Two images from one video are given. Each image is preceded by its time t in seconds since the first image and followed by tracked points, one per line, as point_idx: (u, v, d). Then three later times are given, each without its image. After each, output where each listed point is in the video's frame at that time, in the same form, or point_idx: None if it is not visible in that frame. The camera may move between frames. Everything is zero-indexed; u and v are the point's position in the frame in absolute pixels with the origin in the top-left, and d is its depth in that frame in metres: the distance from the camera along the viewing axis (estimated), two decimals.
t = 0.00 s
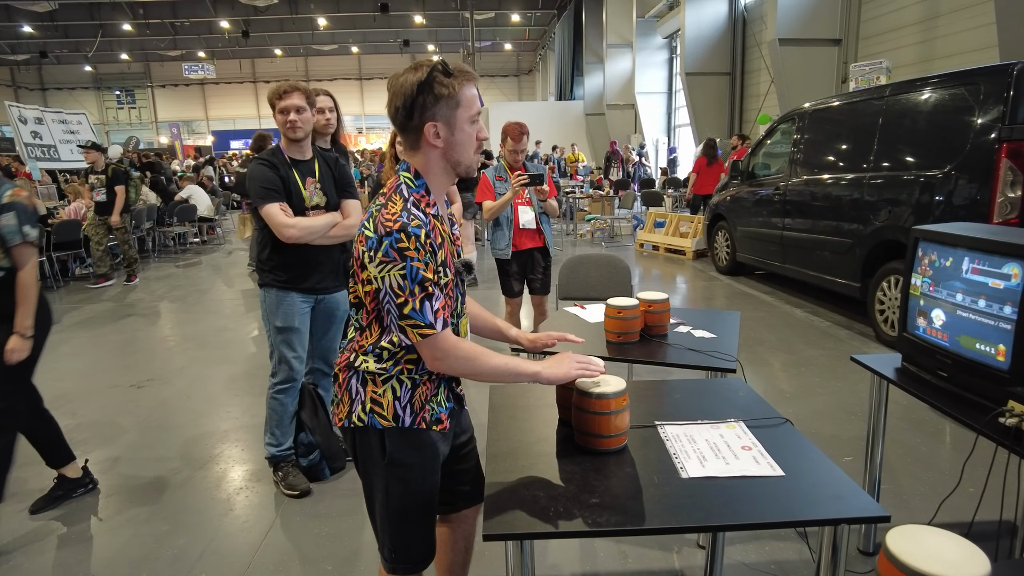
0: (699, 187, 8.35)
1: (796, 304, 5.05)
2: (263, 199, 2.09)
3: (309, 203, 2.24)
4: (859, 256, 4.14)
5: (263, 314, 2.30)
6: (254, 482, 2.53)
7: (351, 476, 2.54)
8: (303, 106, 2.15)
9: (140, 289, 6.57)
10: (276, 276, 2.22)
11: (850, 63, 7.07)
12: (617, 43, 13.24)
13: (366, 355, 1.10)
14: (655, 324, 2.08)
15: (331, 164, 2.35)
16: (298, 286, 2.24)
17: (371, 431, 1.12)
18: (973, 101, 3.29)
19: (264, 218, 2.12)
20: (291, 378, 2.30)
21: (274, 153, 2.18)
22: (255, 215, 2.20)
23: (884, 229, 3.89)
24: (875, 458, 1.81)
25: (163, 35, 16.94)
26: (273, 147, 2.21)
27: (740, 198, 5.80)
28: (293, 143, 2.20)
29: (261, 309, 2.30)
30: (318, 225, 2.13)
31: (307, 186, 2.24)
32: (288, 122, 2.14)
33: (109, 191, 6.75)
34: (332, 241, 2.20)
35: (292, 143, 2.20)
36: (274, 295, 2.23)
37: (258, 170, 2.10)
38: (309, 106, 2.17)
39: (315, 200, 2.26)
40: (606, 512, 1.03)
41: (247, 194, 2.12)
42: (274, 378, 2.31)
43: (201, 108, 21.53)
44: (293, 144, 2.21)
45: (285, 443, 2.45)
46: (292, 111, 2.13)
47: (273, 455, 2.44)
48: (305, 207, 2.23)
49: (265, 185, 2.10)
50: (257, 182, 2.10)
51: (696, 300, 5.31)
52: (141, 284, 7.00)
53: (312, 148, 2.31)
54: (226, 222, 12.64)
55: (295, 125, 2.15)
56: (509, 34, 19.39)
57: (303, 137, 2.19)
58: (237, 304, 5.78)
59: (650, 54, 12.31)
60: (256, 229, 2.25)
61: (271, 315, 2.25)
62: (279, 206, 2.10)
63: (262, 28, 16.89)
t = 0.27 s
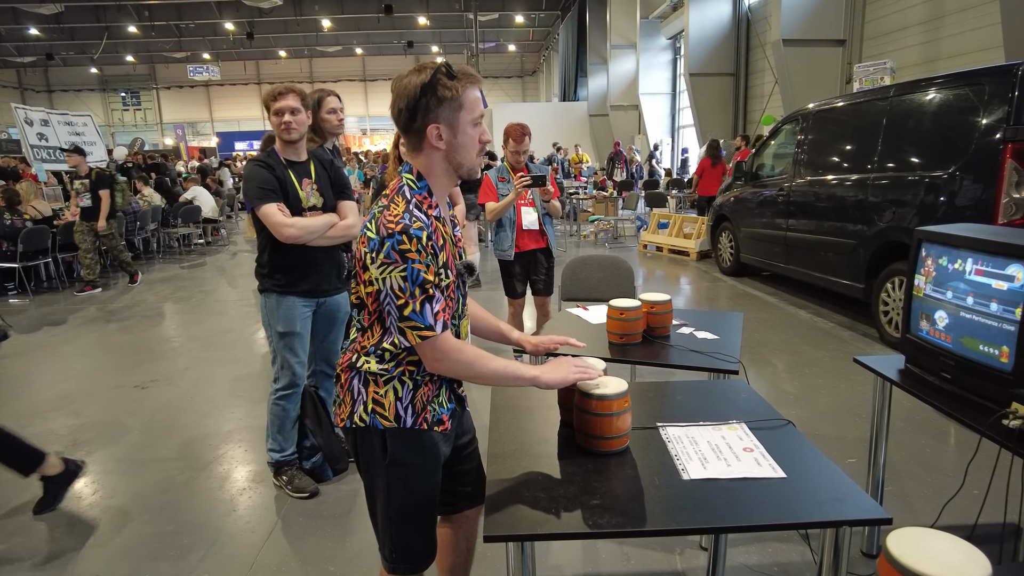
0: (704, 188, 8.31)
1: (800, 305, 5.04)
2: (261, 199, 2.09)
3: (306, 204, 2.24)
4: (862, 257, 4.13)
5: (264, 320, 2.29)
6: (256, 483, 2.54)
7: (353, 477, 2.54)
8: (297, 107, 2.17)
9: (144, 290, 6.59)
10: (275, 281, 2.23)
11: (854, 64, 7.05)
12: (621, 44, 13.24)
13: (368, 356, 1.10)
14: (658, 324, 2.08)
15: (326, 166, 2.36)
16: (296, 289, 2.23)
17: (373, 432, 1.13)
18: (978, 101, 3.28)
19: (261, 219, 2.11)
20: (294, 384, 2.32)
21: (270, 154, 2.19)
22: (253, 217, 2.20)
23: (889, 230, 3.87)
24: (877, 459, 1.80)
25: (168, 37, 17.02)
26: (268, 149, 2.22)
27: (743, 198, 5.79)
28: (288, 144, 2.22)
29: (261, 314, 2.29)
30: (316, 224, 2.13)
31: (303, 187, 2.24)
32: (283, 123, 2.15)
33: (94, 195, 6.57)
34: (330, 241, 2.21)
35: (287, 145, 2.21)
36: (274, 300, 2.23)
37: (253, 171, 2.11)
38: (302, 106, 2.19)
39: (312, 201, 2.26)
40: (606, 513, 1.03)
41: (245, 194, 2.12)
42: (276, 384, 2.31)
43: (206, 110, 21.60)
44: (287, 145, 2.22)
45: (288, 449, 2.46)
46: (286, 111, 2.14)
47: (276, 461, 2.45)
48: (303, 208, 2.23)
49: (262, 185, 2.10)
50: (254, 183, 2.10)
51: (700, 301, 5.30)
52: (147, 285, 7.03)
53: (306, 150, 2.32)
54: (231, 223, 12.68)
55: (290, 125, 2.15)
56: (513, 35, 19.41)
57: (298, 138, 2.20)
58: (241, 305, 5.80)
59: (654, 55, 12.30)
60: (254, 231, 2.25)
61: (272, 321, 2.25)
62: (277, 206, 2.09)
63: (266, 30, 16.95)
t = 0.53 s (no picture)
0: (708, 189, 8.28)
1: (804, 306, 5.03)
2: (256, 201, 2.08)
3: (299, 205, 2.25)
4: (867, 258, 4.12)
5: (259, 327, 2.27)
6: (260, 484, 2.54)
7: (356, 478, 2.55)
8: (285, 107, 2.19)
9: (149, 291, 6.62)
10: (272, 286, 2.21)
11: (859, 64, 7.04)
12: (625, 45, 13.24)
13: (371, 355, 1.11)
14: (661, 325, 2.07)
15: (314, 167, 2.37)
16: (292, 295, 2.23)
17: (376, 432, 1.13)
18: (983, 101, 3.27)
19: (257, 221, 2.10)
20: (287, 387, 2.32)
21: (260, 154, 2.18)
22: (246, 220, 2.18)
23: (893, 231, 3.86)
24: (881, 461, 1.80)
25: (172, 38, 17.08)
26: (256, 150, 2.22)
27: (747, 199, 5.78)
28: (276, 144, 2.22)
29: (256, 321, 2.27)
30: (312, 226, 2.14)
31: (295, 188, 2.25)
32: (271, 124, 2.16)
33: (79, 195, 6.27)
34: (325, 242, 2.23)
35: (274, 145, 2.21)
36: (273, 305, 2.22)
37: (245, 172, 2.10)
38: (291, 107, 2.21)
39: (304, 202, 2.27)
40: (609, 514, 1.02)
41: (238, 196, 2.11)
42: (270, 388, 2.30)
43: (210, 112, 21.68)
44: (275, 146, 2.22)
45: (289, 451, 2.46)
46: (275, 112, 2.16)
47: (278, 463, 2.45)
48: (296, 209, 2.24)
49: (256, 188, 2.09)
50: (248, 185, 2.09)
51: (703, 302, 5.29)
52: (152, 286, 7.06)
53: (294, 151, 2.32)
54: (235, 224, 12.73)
55: (278, 125, 2.16)
56: (516, 36, 19.43)
57: (286, 138, 2.21)
58: (246, 306, 5.82)
59: (657, 56, 12.30)
60: (247, 234, 2.22)
61: (271, 327, 2.24)
62: (274, 209, 2.08)
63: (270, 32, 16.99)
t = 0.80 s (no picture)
0: (713, 190, 8.28)
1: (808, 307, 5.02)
2: (255, 208, 2.08)
3: (296, 209, 2.25)
4: (870, 258, 4.10)
5: (258, 331, 2.27)
6: (263, 484, 2.55)
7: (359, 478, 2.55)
8: (279, 108, 2.19)
9: (152, 292, 6.63)
10: (273, 291, 2.21)
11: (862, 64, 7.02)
12: (628, 46, 13.23)
13: (375, 353, 1.11)
14: (664, 326, 2.07)
15: (308, 170, 2.38)
16: (291, 299, 2.23)
17: (378, 432, 1.13)
18: (987, 101, 3.26)
19: (256, 227, 2.09)
20: (287, 390, 2.33)
21: (254, 159, 2.18)
22: (243, 226, 2.18)
23: (897, 231, 3.85)
24: (885, 461, 1.79)
25: (176, 40, 17.14)
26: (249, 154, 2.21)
27: (751, 200, 5.77)
28: (270, 147, 2.22)
29: (255, 326, 2.27)
30: (310, 231, 2.14)
31: (291, 192, 2.26)
32: (265, 127, 2.17)
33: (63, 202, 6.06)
34: (321, 246, 2.24)
35: (268, 148, 2.21)
36: (272, 310, 2.22)
37: (242, 178, 2.10)
38: (284, 108, 2.21)
39: (301, 206, 2.28)
40: (612, 514, 1.02)
41: (235, 202, 2.11)
42: (268, 391, 2.31)
43: (214, 113, 21.74)
44: (270, 148, 2.22)
45: (290, 452, 2.46)
46: (269, 113, 2.16)
47: (280, 464, 2.45)
48: (293, 213, 2.24)
49: (253, 194, 2.08)
50: (245, 191, 2.09)
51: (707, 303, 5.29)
52: (156, 287, 7.08)
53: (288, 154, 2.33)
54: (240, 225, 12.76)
55: (273, 128, 2.17)
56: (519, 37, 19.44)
57: (280, 141, 2.21)
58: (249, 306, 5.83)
59: (660, 57, 12.29)
60: (243, 240, 2.22)
61: (271, 331, 2.24)
62: (273, 215, 2.08)
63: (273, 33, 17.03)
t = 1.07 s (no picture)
0: (715, 190, 8.28)
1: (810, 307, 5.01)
2: (257, 205, 2.08)
3: (299, 205, 2.26)
4: (873, 258, 4.10)
5: (265, 329, 2.27)
6: (264, 483, 2.55)
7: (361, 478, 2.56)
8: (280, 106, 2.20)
9: (155, 292, 6.65)
10: (279, 288, 2.21)
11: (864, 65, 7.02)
12: (630, 47, 13.24)
13: (376, 350, 1.11)
14: (666, 324, 2.07)
15: (309, 166, 2.38)
16: (296, 295, 2.23)
17: (379, 429, 1.13)
18: (989, 101, 3.26)
19: (260, 225, 2.11)
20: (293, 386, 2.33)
21: (254, 157, 2.18)
22: (246, 224, 2.18)
23: (899, 231, 3.85)
24: (887, 460, 1.79)
25: (179, 41, 17.17)
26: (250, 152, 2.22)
27: (752, 200, 5.77)
28: (271, 144, 2.22)
29: (262, 323, 2.26)
30: (313, 225, 2.15)
31: (294, 188, 2.26)
32: (269, 123, 2.17)
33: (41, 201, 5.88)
34: (326, 240, 2.24)
35: (269, 145, 2.21)
36: (278, 308, 2.22)
37: (243, 177, 2.10)
38: (285, 105, 2.22)
39: (304, 201, 2.28)
40: (613, 511, 1.02)
41: (237, 201, 2.11)
42: (274, 387, 2.31)
43: (215, 114, 21.78)
44: (270, 145, 2.22)
45: (292, 450, 2.47)
46: (273, 110, 2.17)
47: (282, 462, 2.47)
48: (296, 209, 2.25)
49: (255, 191, 2.09)
50: (247, 190, 2.09)
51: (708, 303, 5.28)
52: (158, 287, 7.09)
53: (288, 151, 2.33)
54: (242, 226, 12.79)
55: (277, 124, 2.18)
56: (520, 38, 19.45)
57: (282, 138, 2.22)
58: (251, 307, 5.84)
59: (662, 57, 12.29)
60: (248, 239, 2.22)
61: (279, 328, 2.24)
62: (276, 211, 2.10)
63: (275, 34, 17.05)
